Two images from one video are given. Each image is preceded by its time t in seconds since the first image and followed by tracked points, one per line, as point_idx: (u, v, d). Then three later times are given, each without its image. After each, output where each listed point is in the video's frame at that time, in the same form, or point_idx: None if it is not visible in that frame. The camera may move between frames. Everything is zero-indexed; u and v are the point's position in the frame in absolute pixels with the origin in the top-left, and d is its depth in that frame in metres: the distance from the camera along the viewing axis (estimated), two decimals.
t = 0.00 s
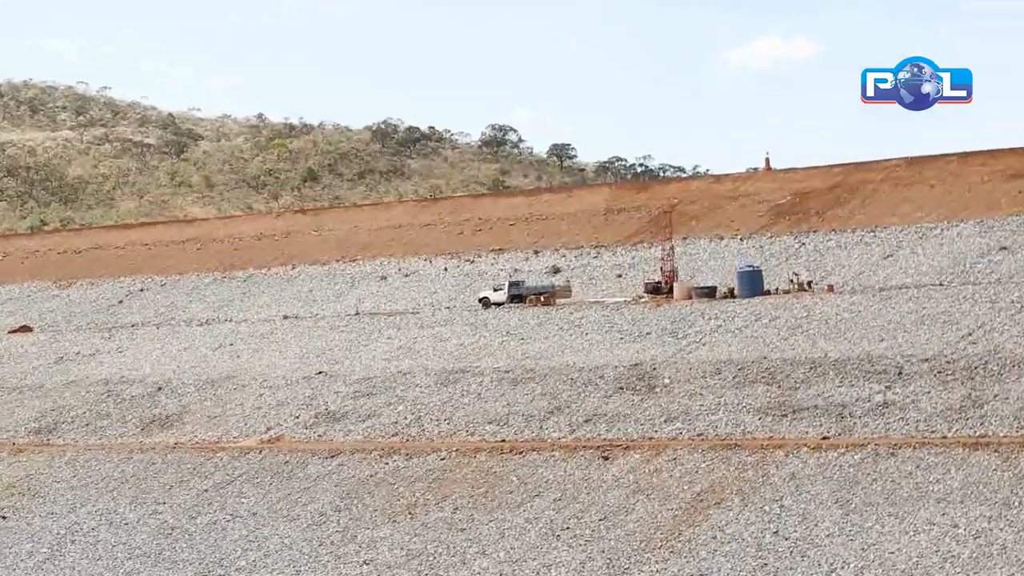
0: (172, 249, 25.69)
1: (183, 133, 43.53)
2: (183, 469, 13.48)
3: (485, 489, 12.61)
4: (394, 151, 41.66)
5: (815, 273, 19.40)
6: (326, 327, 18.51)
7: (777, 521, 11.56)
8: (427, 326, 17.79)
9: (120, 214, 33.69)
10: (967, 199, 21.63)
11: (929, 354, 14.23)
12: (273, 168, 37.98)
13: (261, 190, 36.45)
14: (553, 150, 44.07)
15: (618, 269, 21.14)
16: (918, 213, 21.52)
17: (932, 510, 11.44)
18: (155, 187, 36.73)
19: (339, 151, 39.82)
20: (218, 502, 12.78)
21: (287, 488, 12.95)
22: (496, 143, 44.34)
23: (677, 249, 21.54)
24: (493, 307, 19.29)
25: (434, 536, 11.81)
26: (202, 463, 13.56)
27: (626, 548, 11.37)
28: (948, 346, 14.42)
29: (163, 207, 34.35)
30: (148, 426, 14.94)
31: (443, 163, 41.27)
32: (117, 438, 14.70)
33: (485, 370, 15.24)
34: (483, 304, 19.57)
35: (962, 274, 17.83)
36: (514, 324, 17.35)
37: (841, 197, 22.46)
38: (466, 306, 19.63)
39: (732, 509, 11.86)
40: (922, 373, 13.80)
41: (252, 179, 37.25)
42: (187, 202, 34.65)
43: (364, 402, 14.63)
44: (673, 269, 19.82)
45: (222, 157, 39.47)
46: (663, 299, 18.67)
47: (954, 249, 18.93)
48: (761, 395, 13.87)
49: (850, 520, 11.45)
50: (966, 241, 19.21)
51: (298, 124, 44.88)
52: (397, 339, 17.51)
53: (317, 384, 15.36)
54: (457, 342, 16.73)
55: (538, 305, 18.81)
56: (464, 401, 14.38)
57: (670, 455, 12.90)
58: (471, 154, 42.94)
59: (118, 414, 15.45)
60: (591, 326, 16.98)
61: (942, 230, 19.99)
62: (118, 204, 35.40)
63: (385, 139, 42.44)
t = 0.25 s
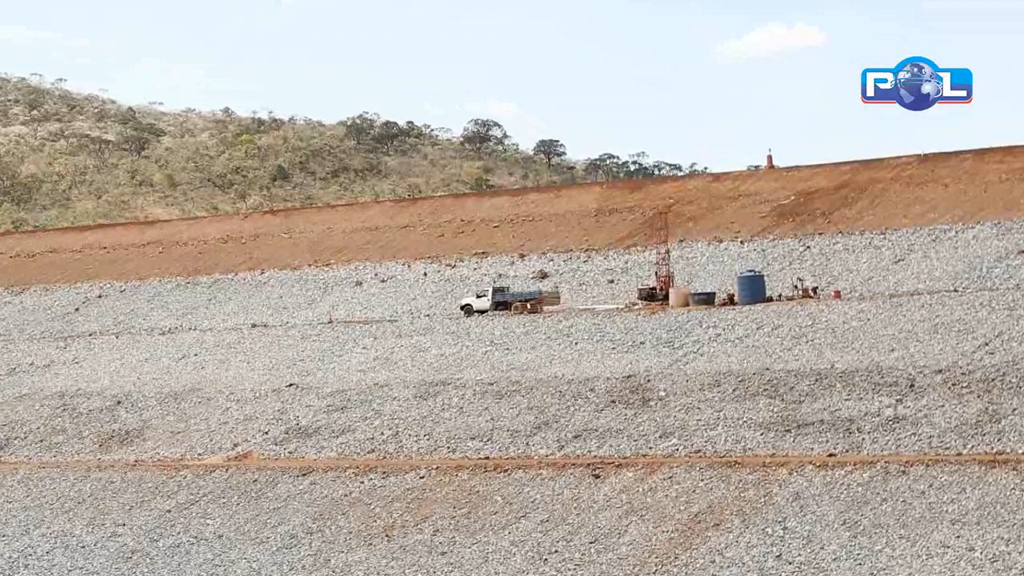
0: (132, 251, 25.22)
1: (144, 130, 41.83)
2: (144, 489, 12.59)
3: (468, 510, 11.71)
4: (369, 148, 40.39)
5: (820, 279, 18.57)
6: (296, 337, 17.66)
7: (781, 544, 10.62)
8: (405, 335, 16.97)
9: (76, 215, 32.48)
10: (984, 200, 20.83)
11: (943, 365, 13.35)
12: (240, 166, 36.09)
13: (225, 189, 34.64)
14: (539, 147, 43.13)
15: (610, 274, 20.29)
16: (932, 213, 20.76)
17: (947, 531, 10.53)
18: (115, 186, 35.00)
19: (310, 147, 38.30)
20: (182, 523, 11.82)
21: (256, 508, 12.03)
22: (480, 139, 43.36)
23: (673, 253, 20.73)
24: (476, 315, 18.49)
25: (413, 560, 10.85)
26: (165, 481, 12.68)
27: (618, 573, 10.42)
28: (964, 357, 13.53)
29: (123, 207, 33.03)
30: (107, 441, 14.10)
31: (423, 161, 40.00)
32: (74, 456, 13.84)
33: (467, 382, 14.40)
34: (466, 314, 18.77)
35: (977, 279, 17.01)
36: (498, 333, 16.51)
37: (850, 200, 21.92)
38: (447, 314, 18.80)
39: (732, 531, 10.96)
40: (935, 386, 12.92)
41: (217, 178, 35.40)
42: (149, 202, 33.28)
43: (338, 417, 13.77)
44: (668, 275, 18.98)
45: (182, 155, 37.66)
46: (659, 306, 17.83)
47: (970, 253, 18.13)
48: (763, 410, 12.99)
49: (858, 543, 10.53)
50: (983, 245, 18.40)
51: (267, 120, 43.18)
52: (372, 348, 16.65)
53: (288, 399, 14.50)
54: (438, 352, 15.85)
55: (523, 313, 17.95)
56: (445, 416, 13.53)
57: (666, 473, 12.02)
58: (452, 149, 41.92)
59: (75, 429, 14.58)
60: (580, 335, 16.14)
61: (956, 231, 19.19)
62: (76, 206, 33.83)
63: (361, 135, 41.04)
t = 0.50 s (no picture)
0: (88, 257, 24.43)
1: (99, 124, 40.58)
2: (100, 511, 11.75)
3: (447, 533, 10.83)
4: (341, 145, 39.23)
5: (827, 285, 17.71)
6: (263, 347, 16.83)
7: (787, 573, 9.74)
8: (379, 344, 16.15)
9: (25, 215, 31.54)
10: (1002, 200, 20.11)
11: (959, 379, 12.46)
12: (202, 164, 35.19)
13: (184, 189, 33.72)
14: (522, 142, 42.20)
15: (601, 280, 19.43)
16: (946, 214, 20.06)
17: (965, 558, 9.64)
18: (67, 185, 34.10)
19: (278, 143, 37.30)
20: (140, 548, 10.93)
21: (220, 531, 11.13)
22: (460, 134, 42.59)
23: (670, 258, 19.89)
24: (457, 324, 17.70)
25: None
26: (122, 502, 11.84)
27: None
28: (981, 370, 12.64)
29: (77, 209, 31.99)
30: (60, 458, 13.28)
31: (399, 158, 38.94)
32: (23, 475, 13.00)
33: (447, 395, 13.56)
34: (445, 321, 17.99)
35: (993, 285, 16.17)
36: (480, 343, 15.67)
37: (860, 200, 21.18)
38: (425, 322, 17.95)
39: (731, 557, 10.10)
40: (951, 401, 12.03)
41: (178, 177, 34.53)
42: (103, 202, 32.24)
43: (307, 434, 12.92)
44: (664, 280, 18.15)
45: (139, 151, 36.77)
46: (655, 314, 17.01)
47: (988, 256, 17.35)
48: (765, 426, 12.13)
49: (868, 571, 9.65)
50: (1003, 249, 17.56)
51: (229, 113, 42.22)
52: (344, 360, 15.79)
53: (254, 413, 13.66)
54: (415, 364, 15.00)
55: (504, 322, 17.10)
56: (423, 432, 12.67)
57: (661, 494, 11.15)
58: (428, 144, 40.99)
59: (25, 447, 13.75)
60: (568, 345, 15.28)
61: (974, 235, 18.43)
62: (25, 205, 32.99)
63: (331, 130, 40.21)
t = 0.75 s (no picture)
0: (36, 261, 23.78)
1: (46, 118, 39.68)
2: (47, 536, 10.86)
3: (423, 560, 9.92)
4: (308, 141, 38.56)
5: (834, 292, 16.87)
6: (224, 360, 16.05)
7: None
8: (349, 358, 15.35)
9: None
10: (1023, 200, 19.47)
11: (978, 394, 11.61)
12: (158, 161, 34.19)
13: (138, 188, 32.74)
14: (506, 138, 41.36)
15: (590, 287, 18.58)
16: (964, 215, 19.40)
17: None
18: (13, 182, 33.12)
19: (241, 140, 36.50)
20: None
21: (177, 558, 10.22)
22: (436, 129, 41.74)
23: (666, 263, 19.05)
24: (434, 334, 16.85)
25: None
26: (71, 527, 10.96)
27: None
28: (1000, 384, 11.79)
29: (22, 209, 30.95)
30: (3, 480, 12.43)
31: (370, 154, 38.00)
32: None
33: (424, 411, 12.73)
34: (422, 331, 17.15)
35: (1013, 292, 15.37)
36: (459, 355, 14.83)
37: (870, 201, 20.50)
38: (398, 333, 17.17)
39: None
40: (969, 418, 11.19)
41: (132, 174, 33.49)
42: (50, 203, 31.17)
43: (272, 453, 12.07)
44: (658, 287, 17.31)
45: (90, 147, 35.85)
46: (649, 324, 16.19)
47: (1009, 261, 16.63)
48: (767, 446, 11.27)
49: None
50: None
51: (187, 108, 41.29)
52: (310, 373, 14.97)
53: (214, 432, 12.81)
54: (388, 378, 14.16)
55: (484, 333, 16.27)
56: (397, 451, 11.82)
57: (655, 518, 10.27)
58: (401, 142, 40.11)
59: None
60: (554, 357, 14.43)
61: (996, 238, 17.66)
62: None
63: (296, 126, 39.37)
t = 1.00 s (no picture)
0: None
1: None
2: None
3: None
4: (269, 136, 37.85)
5: (843, 300, 16.04)
6: (178, 374, 15.26)
7: None
8: (315, 372, 14.56)
9: None
10: None
11: (1000, 411, 10.76)
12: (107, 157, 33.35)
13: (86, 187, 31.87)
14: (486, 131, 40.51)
15: (577, 295, 17.73)
16: (983, 216, 18.65)
17: None
18: None
19: (194, 135, 35.81)
20: None
21: None
22: (409, 122, 41.02)
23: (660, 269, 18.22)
24: (406, 346, 16.03)
25: None
26: (11, 556, 10.08)
27: None
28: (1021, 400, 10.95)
29: None
30: None
31: (336, 150, 37.12)
32: None
33: (394, 430, 11.92)
34: (392, 345, 16.31)
35: None
36: (434, 370, 14.00)
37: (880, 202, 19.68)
38: (365, 345, 16.44)
39: None
40: (989, 437, 10.35)
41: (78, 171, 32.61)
42: None
43: (229, 476, 11.23)
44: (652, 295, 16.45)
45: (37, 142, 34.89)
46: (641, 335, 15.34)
47: None
48: (768, 468, 10.41)
49: None
50: None
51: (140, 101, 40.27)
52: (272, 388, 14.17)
53: (167, 453, 11.99)
54: (357, 395, 13.34)
55: (461, 345, 15.44)
56: (366, 474, 10.97)
57: (647, 546, 9.38)
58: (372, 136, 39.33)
59: None
60: (538, 371, 13.59)
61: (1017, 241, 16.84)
62: None
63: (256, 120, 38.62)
